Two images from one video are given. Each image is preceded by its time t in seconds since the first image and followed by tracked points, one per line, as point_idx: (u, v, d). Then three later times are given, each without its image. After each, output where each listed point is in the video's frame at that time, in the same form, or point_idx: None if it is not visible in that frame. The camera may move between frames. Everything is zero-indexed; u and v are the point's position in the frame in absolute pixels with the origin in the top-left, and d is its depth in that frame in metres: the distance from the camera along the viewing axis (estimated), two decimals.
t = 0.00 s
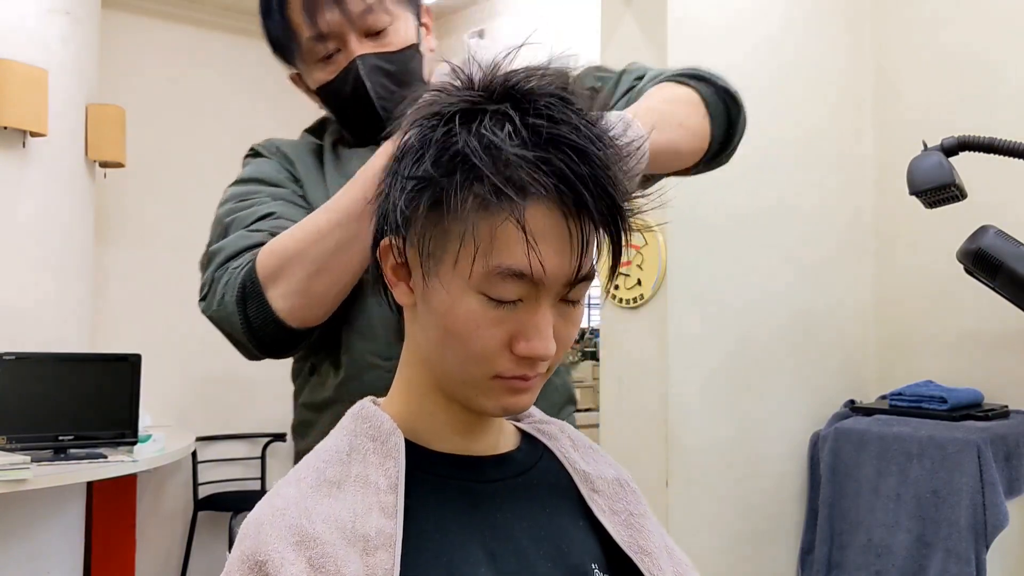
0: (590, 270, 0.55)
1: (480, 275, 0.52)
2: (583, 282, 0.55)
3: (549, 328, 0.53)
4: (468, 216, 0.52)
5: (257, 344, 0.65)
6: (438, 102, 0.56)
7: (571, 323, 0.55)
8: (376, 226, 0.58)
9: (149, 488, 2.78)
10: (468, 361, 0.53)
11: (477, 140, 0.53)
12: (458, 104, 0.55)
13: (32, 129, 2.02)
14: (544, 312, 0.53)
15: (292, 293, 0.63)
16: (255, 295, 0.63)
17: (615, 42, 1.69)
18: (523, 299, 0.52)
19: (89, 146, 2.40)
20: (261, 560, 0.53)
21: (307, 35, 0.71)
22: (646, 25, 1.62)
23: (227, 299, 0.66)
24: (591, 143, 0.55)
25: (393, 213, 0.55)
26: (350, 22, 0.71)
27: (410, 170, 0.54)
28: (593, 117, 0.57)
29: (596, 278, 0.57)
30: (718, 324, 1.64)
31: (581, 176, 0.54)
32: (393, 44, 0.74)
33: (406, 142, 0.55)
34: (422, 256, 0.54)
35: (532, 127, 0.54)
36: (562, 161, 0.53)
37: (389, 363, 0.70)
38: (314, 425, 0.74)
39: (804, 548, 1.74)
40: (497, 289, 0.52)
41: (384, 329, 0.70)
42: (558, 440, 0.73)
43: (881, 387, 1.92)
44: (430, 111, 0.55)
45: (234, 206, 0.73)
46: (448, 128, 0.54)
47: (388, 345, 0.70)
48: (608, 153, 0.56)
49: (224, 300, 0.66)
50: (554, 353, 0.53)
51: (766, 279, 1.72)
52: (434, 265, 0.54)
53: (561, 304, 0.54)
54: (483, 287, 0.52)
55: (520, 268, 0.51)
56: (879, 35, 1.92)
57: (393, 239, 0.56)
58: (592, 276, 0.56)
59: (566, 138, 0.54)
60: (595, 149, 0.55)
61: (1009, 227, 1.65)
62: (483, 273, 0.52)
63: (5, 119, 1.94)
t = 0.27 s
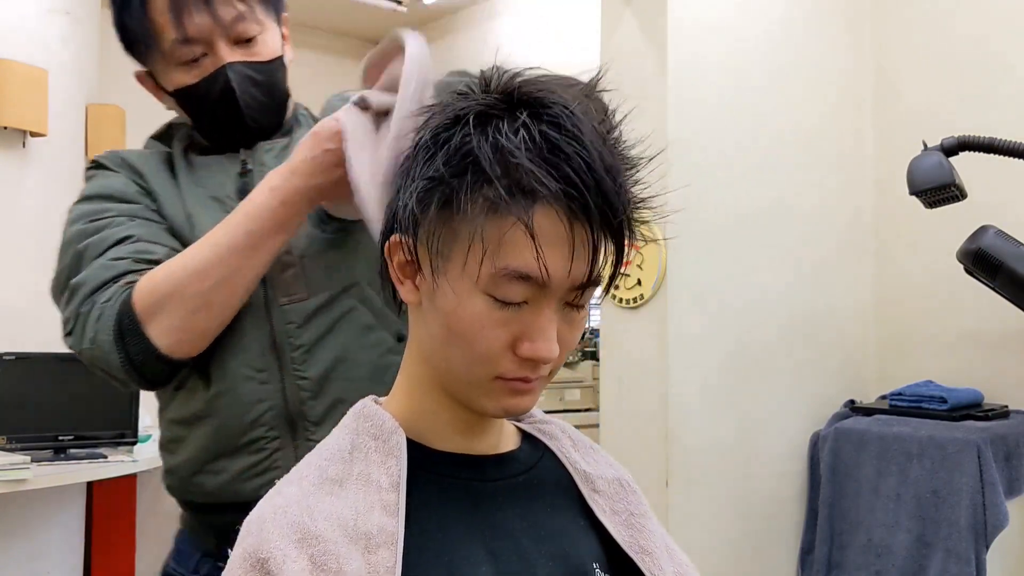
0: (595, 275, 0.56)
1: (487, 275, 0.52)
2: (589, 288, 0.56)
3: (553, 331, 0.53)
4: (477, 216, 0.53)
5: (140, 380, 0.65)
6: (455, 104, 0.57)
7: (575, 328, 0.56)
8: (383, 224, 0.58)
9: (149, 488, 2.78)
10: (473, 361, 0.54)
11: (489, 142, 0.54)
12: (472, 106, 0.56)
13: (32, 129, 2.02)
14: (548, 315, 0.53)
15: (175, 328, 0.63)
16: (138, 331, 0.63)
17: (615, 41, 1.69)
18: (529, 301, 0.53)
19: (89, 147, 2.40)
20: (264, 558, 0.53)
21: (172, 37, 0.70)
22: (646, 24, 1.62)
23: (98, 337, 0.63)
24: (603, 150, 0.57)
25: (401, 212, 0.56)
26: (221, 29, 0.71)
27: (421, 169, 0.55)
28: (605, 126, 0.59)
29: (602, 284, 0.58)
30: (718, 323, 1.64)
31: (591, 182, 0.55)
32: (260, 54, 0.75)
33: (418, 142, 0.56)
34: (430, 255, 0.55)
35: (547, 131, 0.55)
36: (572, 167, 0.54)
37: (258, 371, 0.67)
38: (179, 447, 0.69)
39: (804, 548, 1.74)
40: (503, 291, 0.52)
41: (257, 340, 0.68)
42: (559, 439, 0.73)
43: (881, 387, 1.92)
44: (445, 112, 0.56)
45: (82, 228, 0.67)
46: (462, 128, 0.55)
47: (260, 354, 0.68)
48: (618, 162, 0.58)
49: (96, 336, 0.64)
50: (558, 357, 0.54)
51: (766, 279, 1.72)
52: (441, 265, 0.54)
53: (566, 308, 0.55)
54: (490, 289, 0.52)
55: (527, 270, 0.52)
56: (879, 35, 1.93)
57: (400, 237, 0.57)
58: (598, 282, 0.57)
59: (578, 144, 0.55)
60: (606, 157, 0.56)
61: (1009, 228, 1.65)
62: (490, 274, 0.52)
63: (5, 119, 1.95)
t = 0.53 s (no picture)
0: (603, 281, 0.62)
1: (500, 277, 0.58)
2: (597, 292, 0.61)
3: (561, 333, 0.59)
4: (491, 219, 0.58)
5: (63, 399, 0.68)
6: (474, 100, 0.62)
7: (582, 329, 0.62)
8: (400, 219, 0.64)
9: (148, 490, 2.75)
10: (482, 359, 0.59)
11: (508, 148, 0.59)
12: (491, 108, 0.62)
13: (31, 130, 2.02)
14: (557, 316, 0.59)
15: (97, 348, 0.66)
16: (57, 353, 0.65)
17: (616, 40, 1.69)
18: (540, 302, 0.58)
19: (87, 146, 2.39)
20: (269, 555, 0.55)
21: (69, 25, 0.71)
22: (646, 24, 1.62)
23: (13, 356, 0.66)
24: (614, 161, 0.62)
25: (418, 210, 0.61)
26: (124, 20, 0.73)
27: (440, 169, 0.60)
28: (621, 136, 0.64)
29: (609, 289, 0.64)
30: (718, 324, 1.64)
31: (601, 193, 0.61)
32: (163, 45, 0.77)
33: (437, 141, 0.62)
34: (444, 253, 0.60)
35: (560, 140, 0.61)
36: (585, 177, 0.60)
37: (175, 375, 0.71)
38: (95, 452, 0.72)
39: (803, 548, 1.74)
40: (516, 290, 0.58)
41: (173, 341, 0.72)
42: (562, 440, 0.75)
43: (882, 387, 1.92)
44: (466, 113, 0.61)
45: None
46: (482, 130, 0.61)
47: (177, 357, 0.72)
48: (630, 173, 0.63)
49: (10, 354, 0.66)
50: (564, 357, 0.59)
51: (766, 280, 1.73)
52: (455, 263, 0.60)
53: (575, 310, 0.61)
54: (502, 289, 0.58)
55: (537, 273, 0.58)
56: (879, 34, 1.93)
57: (415, 235, 0.62)
58: (605, 286, 0.62)
59: (591, 153, 0.61)
60: (616, 169, 0.62)
61: (1009, 228, 1.65)
62: (503, 276, 0.58)
63: (4, 119, 1.96)
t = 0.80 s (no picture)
0: (599, 276, 0.62)
1: (495, 276, 0.59)
2: (593, 287, 0.62)
3: (559, 329, 0.60)
4: (485, 218, 0.59)
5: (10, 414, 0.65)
6: (462, 105, 0.63)
7: (580, 325, 0.63)
8: (396, 222, 0.65)
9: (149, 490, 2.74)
10: (482, 359, 0.60)
11: (497, 146, 0.60)
12: (478, 108, 0.62)
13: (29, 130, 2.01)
14: (555, 313, 0.60)
15: (46, 360, 0.65)
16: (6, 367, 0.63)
17: (616, 40, 1.69)
18: (537, 300, 0.59)
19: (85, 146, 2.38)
20: (272, 553, 0.54)
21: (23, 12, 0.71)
22: (646, 24, 1.62)
23: None
24: (603, 153, 0.63)
25: (414, 213, 0.62)
26: (80, 9, 0.74)
27: (432, 171, 0.61)
28: (609, 128, 0.65)
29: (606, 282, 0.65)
30: (718, 324, 1.64)
31: (592, 187, 0.61)
32: (118, 37, 0.78)
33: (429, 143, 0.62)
34: (441, 255, 0.61)
35: (547, 135, 0.61)
36: (575, 170, 0.61)
37: (124, 390, 0.72)
38: (32, 467, 0.72)
39: (803, 548, 1.74)
40: (512, 290, 0.58)
41: (125, 353, 0.72)
42: (564, 441, 0.75)
43: (882, 387, 1.92)
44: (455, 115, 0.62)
45: None
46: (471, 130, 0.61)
47: (129, 370, 0.72)
48: (620, 164, 0.64)
49: None
50: (563, 354, 0.60)
51: (767, 279, 1.73)
52: (452, 264, 0.61)
53: (573, 306, 0.62)
54: (499, 289, 0.59)
55: (532, 271, 0.58)
56: (879, 33, 1.93)
57: (412, 238, 0.63)
58: (601, 280, 0.63)
59: (579, 146, 0.62)
60: (606, 161, 0.63)
61: (1009, 228, 1.65)
62: (499, 275, 0.59)
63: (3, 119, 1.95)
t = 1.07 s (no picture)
0: (598, 274, 0.63)
1: (495, 274, 0.59)
2: (592, 285, 0.63)
3: (558, 327, 0.60)
4: (485, 215, 0.60)
5: None
6: (465, 105, 0.64)
7: (580, 323, 0.63)
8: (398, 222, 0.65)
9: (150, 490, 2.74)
10: (481, 357, 0.60)
11: (497, 144, 0.60)
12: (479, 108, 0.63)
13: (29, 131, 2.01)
14: (554, 310, 0.60)
15: (15, 349, 0.59)
16: None
17: (616, 40, 1.69)
18: (536, 297, 0.59)
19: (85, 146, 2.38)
20: (273, 552, 0.54)
21: None
22: (646, 23, 1.62)
23: None
24: (603, 152, 0.63)
25: (415, 212, 0.63)
26: None
27: (434, 169, 0.61)
28: (610, 128, 0.65)
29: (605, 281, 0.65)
30: (718, 324, 1.64)
31: (592, 186, 0.62)
32: None
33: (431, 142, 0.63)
34: (441, 253, 0.61)
35: (548, 133, 0.62)
36: (575, 169, 0.61)
37: (98, 381, 0.67)
38: None
39: (803, 548, 1.74)
40: (512, 286, 0.59)
41: (99, 342, 0.67)
42: (564, 441, 0.75)
43: (881, 387, 1.92)
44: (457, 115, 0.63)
45: None
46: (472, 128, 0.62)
47: (105, 361, 0.67)
48: (619, 164, 0.64)
49: None
50: (563, 352, 0.60)
51: (767, 279, 1.73)
52: (452, 262, 0.61)
53: (572, 304, 0.62)
54: (498, 286, 0.59)
55: (532, 268, 0.59)
56: (879, 33, 1.93)
57: (413, 236, 0.64)
58: (600, 279, 0.63)
59: (579, 145, 0.62)
60: (606, 159, 0.63)
61: (1009, 228, 1.65)
62: (499, 272, 0.59)
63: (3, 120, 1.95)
